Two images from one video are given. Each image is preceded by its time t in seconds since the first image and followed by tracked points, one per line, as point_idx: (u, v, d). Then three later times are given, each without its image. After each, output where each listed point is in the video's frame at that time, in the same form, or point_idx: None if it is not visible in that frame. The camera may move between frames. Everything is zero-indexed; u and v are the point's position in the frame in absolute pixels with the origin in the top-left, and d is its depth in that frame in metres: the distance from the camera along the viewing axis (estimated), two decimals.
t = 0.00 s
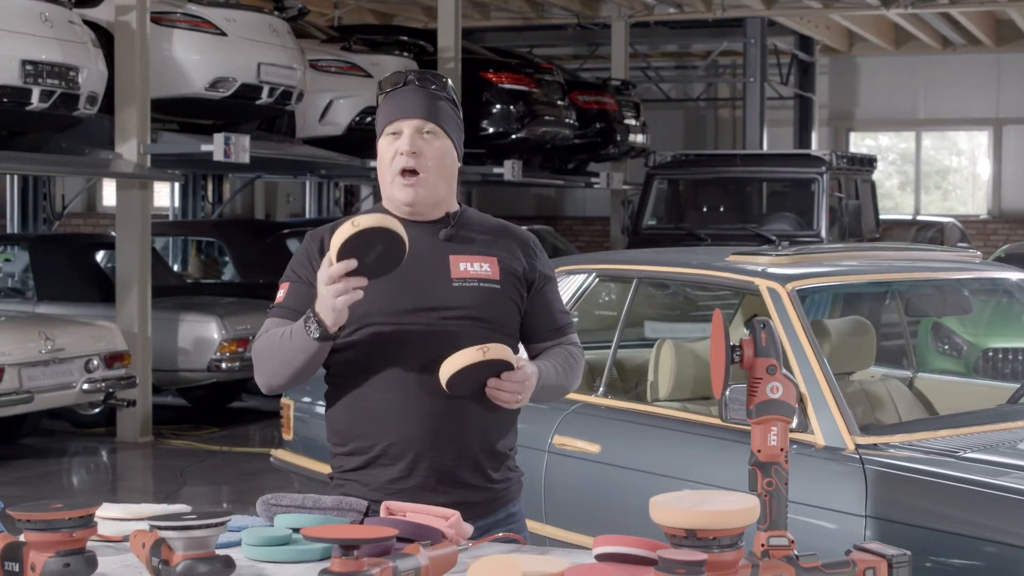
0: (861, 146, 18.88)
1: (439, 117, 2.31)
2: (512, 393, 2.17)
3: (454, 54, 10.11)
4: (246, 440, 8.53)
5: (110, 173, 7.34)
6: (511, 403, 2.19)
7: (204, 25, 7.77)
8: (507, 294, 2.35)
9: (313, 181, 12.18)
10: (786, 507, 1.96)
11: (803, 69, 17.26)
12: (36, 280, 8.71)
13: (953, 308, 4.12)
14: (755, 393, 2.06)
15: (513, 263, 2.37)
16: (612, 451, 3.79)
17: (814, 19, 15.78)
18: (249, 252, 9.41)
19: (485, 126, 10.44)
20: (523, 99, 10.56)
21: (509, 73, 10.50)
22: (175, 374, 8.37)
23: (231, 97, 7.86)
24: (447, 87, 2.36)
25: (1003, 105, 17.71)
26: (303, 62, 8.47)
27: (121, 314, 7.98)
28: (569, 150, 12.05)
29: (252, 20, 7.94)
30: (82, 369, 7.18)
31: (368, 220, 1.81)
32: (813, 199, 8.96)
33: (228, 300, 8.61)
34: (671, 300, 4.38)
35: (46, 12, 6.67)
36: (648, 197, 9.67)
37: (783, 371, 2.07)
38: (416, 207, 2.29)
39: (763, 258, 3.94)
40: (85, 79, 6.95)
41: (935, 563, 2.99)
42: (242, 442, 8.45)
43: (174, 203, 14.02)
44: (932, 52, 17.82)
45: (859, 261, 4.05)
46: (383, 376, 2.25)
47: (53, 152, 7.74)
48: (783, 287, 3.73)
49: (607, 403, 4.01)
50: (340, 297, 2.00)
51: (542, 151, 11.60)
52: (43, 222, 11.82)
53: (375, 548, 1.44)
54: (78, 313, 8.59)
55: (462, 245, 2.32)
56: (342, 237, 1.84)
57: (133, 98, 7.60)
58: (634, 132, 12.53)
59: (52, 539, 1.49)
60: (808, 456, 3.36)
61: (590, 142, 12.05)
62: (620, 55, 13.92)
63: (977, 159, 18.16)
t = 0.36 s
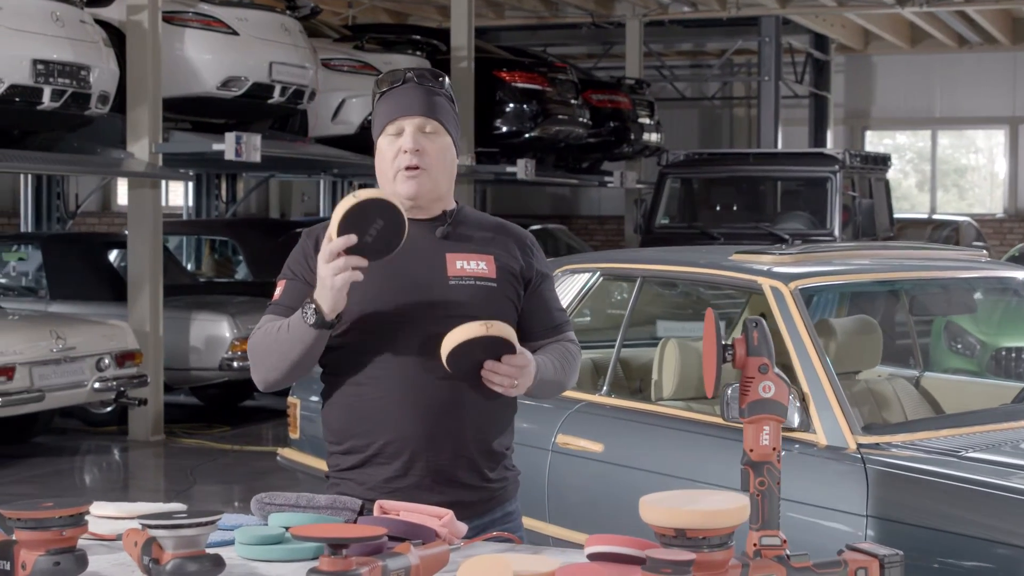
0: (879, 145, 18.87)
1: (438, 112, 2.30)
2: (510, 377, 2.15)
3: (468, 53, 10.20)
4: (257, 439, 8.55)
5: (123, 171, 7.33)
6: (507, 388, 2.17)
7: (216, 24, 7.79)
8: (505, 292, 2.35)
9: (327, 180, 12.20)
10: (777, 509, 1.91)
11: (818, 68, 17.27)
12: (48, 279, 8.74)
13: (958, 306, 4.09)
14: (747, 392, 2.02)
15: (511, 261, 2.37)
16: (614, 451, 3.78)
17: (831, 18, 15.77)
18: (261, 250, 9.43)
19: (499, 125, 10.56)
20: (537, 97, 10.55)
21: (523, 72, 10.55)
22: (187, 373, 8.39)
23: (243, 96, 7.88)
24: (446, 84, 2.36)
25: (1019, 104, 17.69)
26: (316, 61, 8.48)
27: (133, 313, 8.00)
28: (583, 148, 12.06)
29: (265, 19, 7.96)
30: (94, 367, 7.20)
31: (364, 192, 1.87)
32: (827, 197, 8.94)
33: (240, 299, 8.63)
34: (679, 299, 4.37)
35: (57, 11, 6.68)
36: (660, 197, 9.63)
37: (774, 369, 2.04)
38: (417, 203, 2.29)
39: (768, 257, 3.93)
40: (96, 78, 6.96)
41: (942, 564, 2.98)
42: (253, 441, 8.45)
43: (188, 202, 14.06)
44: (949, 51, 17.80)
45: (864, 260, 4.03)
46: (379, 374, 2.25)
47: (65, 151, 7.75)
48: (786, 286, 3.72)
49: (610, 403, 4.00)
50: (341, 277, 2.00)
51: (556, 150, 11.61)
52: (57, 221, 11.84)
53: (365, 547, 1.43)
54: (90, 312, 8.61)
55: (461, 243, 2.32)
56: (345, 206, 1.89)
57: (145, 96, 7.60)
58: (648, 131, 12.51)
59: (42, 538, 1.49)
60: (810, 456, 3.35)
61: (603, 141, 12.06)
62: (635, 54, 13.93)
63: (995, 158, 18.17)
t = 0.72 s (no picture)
0: (893, 144, 18.88)
1: (424, 110, 2.31)
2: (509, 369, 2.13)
3: (478, 52, 10.22)
4: (265, 437, 8.55)
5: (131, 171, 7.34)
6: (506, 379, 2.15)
7: (224, 23, 7.78)
8: (496, 290, 2.35)
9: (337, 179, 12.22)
10: (763, 507, 1.92)
11: (830, 67, 17.29)
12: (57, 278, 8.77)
13: (958, 305, 4.07)
14: (733, 391, 2.01)
15: (501, 259, 2.38)
16: (614, 450, 3.78)
17: (844, 18, 15.78)
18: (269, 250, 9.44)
19: (509, 124, 10.64)
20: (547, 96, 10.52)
21: (533, 71, 10.57)
22: (195, 372, 8.41)
23: (252, 95, 7.88)
24: (428, 80, 2.35)
25: None
26: (324, 60, 8.48)
27: (142, 312, 8.00)
28: (594, 147, 12.07)
29: (274, 19, 7.94)
30: (101, 366, 7.19)
31: (362, 233, 1.80)
32: (837, 196, 8.92)
33: (248, 298, 8.64)
34: (683, 298, 4.37)
35: (64, 11, 6.68)
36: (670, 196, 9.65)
37: (760, 368, 2.02)
38: (407, 199, 2.30)
39: (766, 256, 3.92)
40: (104, 78, 6.97)
41: (946, 565, 2.96)
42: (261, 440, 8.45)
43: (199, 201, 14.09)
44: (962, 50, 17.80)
45: (865, 259, 4.02)
46: (369, 372, 2.26)
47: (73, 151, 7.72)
48: (784, 285, 3.71)
49: (609, 402, 3.99)
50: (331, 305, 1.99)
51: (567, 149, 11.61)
52: (67, 220, 11.86)
53: (348, 546, 1.43)
54: (98, 311, 8.63)
55: (451, 241, 2.32)
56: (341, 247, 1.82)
57: (152, 95, 7.63)
58: (659, 130, 12.49)
59: (26, 537, 1.49)
60: (807, 456, 3.35)
61: (614, 140, 12.06)
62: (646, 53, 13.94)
63: (1009, 156, 18.20)
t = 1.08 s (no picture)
0: (906, 142, 18.88)
1: (411, 110, 2.36)
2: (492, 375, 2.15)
3: (487, 51, 10.31)
4: (272, 436, 8.55)
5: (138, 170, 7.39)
6: (488, 385, 2.18)
7: (231, 22, 7.76)
8: (482, 289, 2.40)
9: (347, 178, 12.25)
10: (746, 506, 1.92)
11: (842, 65, 17.32)
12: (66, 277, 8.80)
13: (956, 304, 4.08)
14: (715, 390, 2.01)
15: (487, 258, 2.43)
16: (611, 449, 3.77)
17: (857, 16, 15.78)
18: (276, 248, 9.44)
19: (518, 123, 10.62)
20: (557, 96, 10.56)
21: (543, 70, 10.59)
22: (203, 371, 8.43)
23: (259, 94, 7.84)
24: (418, 82, 2.41)
25: None
26: (332, 59, 8.46)
27: (149, 310, 8.01)
28: (604, 146, 12.08)
29: (282, 18, 7.92)
30: (108, 365, 7.19)
31: (354, 246, 1.81)
32: (846, 194, 8.89)
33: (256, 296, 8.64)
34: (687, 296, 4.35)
35: (70, 10, 6.69)
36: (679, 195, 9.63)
37: (742, 367, 2.03)
38: (395, 203, 2.36)
39: (763, 255, 3.91)
40: (110, 77, 6.96)
41: (952, 566, 2.93)
42: (268, 439, 8.45)
43: (210, 200, 14.10)
44: (974, 49, 17.80)
45: (865, 257, 4.00)
46: (356, 372, 2.31)
47: (81, 150, 7.70)
48: (780, 283, 3.70)
49: (607, 401, 3.98)
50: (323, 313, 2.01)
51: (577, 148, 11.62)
52: (76, 219, 11.87)
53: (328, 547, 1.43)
54: (106, 310, 8.64)
55: (437, 240, 2.38)
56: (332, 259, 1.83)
57: (159, 94, 7.68)
58: (670, 128, 12.47)
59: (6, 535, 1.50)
60: (801, 455, 3.34)
61: (624, 138, 12.06)
62: (655, 51, 13.93)
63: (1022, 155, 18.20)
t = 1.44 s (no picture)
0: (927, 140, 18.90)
1: (404, 117, 2.37)
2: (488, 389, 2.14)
3: (504, 50, 10.28)
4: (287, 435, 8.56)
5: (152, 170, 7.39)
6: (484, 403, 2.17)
7: (245, 21, 7.78)
8: (477, 288, 2.42)
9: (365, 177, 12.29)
10: (737, 506, 1.92)
11: (862, 64, 17.33)
12: (83, 276, 8.83)
13: (964, 302, 4.07)
14: (704, 389, 2.02)
15: (482, 257, 2.45)
16: (616, 448, 3.77)
17: (878, 15, 15.80)
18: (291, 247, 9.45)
19: (536, 121, 10.66)
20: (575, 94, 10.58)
21: (560, 68, 10.59)
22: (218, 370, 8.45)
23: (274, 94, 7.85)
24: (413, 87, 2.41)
25: None
26: (348, 59, 8.45)
27: (165, 309, 8.04)
28: (622, 145, 12.09)
29: (297, 18, 7.94)
30: (123, 364, 7.20)
31: (376, 241, 1.73)
32: (863, 193, 8.87)
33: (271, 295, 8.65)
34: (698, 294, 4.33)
35: (85, 10, 6.72)
36: (696, 192, 9.58)
37: (731, 367, 2.02)
38: (386, 207, 2.40)
39: (767, 254, 3.91)
40: (125, 76, 6.97)
41: (964, 569, 2.90)
42: (283, 438, 8.46)
43: (229, 199, 14.14)
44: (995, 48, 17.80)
45: (873, 256, 3.98)
46: (351, 372, 2.33)
47: (97, 149, 7.73)
48: (784, 283, 3.69)
49: (613, 399, 3.97)
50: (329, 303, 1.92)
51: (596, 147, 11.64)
52: (95, 218, 11.90)
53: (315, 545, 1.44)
54: (121, 309, 8.67)
55: (430, 240, 2.41)
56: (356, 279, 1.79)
57: (174, 94, 7.67)
58: (689, 127, 12.48)
59: None
60: (805, 455, 3.34)
61: (642, 138, 12.05)
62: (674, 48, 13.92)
63: None
